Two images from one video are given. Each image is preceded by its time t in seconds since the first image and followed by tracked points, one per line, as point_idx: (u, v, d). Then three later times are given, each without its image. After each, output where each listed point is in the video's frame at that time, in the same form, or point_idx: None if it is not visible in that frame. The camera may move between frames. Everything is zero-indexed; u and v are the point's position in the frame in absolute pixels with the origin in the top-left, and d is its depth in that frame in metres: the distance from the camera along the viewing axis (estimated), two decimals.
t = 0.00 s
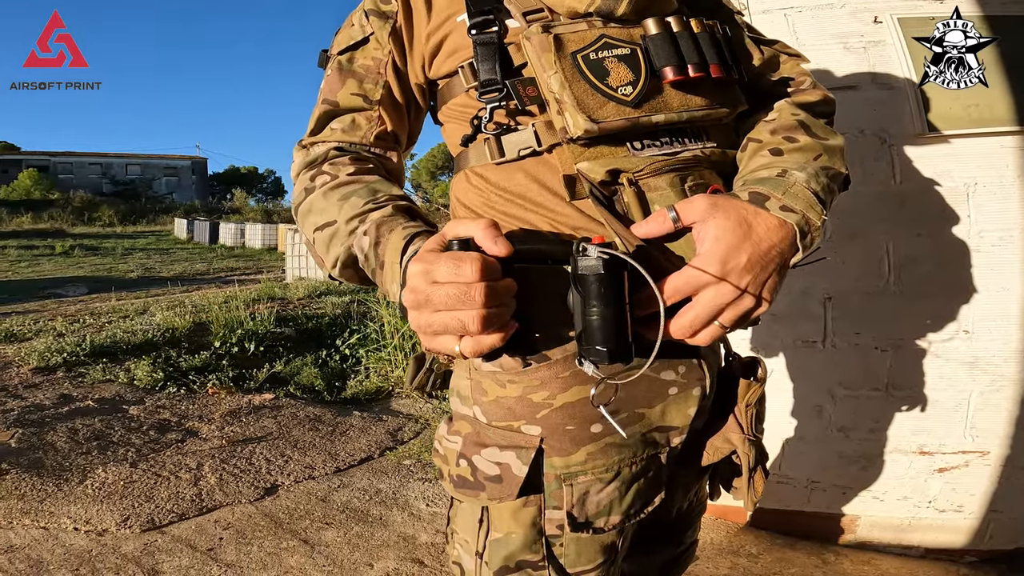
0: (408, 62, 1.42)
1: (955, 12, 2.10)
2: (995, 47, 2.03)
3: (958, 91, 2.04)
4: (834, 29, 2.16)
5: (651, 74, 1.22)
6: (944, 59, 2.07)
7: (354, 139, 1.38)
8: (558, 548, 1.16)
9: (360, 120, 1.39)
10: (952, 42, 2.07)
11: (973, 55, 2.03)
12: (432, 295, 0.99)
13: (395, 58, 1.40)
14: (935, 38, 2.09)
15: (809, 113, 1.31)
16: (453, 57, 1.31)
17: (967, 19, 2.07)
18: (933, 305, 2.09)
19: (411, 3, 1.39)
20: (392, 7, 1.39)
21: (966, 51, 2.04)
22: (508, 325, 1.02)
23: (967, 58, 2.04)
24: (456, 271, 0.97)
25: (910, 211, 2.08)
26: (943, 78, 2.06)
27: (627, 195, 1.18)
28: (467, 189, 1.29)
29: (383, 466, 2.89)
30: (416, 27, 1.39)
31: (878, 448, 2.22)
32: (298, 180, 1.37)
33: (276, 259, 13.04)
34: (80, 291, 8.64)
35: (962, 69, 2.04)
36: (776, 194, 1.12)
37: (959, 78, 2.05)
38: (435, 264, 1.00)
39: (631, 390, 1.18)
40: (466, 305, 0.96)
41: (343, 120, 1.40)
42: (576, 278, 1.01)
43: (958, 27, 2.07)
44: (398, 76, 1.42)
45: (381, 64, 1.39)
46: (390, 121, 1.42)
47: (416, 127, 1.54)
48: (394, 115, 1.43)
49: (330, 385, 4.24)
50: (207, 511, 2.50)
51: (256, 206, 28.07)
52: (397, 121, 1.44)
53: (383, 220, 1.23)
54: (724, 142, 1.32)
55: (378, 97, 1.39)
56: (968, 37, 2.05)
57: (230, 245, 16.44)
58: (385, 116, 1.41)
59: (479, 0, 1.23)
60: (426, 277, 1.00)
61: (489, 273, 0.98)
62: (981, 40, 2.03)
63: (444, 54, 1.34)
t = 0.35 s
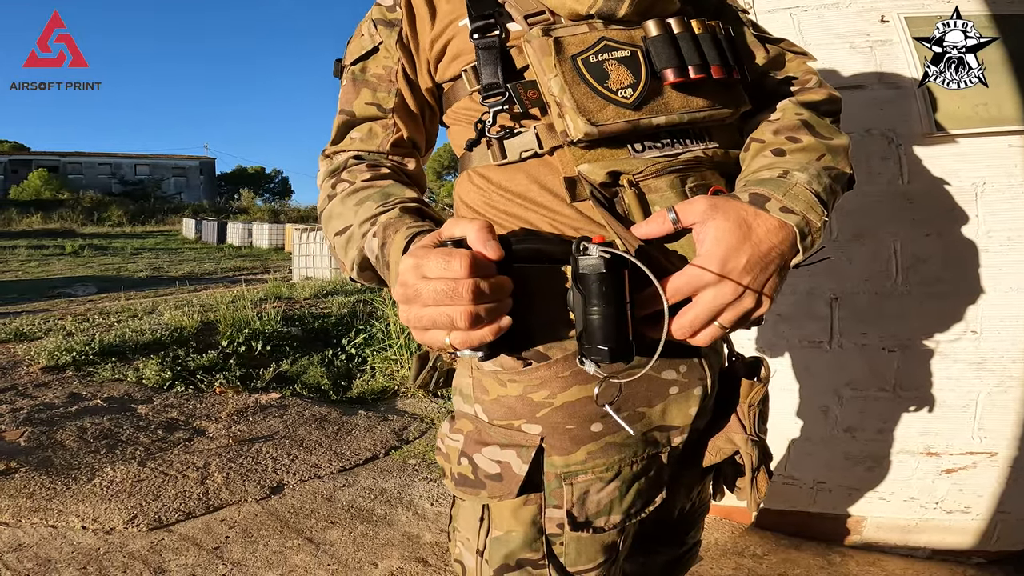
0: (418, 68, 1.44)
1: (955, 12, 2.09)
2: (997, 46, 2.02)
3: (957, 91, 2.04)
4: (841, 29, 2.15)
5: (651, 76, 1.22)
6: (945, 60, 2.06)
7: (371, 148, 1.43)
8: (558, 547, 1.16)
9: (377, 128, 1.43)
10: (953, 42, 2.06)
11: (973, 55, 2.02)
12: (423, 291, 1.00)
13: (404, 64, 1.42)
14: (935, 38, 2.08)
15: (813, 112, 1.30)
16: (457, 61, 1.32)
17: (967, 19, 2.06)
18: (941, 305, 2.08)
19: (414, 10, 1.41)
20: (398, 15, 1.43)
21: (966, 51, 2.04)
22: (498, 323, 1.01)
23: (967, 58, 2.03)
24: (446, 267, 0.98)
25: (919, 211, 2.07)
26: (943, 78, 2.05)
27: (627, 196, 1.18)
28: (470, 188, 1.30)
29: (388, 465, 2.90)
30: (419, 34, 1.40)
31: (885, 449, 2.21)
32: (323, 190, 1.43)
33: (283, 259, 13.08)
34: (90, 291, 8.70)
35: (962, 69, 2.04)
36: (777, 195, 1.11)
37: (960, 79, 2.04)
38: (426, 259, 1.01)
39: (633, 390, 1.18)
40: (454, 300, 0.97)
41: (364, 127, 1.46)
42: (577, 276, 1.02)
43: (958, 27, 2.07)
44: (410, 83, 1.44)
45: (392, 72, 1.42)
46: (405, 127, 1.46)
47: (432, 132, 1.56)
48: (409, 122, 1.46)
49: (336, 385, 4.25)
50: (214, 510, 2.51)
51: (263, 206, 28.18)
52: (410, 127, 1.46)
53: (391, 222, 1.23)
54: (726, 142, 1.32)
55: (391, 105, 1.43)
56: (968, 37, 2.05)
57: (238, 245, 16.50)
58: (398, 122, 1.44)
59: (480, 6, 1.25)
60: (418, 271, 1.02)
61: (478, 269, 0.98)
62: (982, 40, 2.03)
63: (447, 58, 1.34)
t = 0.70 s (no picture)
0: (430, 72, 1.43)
1: (954, 12, 2.09)
2: (994, 49, 2.01)
3: (957, 91, 2.04)
4: (850, 29, 2.14)
5: (658, 78, 1.22)
6: (944, 60, 2.05)
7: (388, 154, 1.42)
8: (566, 547, 1.16)
9: (392, 138, 1.42)
10: (952, 42, 2.05)
11: (973, 55, 2.02)
12: (431, 306, 1.00)
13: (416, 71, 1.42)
14: (934, 38, 2.07)
15: (823, 112, 1.29)
16: (465, 66, 1.33)
17: (967, 19, 2.06)
18: (950, 306, 2.07)
19: (422, 17, 1.41)
20: (407, 24, 1.42)
21: (966, 51, 2.03)
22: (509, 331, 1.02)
23: (967, 58, 2.03)
24: (454, 282, 0.98)
25: (929, 211, 2.06)
26: (942, 78, 2.05)
27: (634, 199, 1.18)
28: (480, 191, 1.31)
29: (395, 464, 2.91)
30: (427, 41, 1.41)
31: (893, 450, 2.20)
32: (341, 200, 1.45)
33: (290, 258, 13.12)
34: (98, 290, 8.75)
35: (962, 70, 2.03)
36: (783, 197, 1.11)
37: (959, 79, 2.04)
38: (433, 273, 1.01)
39: (641, 390, 1.18)
40: (465, 316, 0.97)
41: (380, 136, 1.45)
42: (584, 283, 1.02)
43: (958, 27, 2.06)
44: (423, 89, 1.44)
45: (405, 79, 1.42)
46: (422, 137, 1.45)
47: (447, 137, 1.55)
48: (425, 131, 1.45)
49: (343, 384, 4.27)
50: (222, 509, 2.52)
51: (270, 206, 28.27)
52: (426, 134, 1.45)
53: (398, 229, 1.24)
54: (734, 143, 1.32)
55: (406, 113, 1.42)
56: (968, 37, 2.04)
57: (245, 245, 16.56)
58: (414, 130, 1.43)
59: (486, 11, 1.24)
60: (425, 287, 1.02)
61: (487, 284, 0.98)
62: (982, 40, 2.02)
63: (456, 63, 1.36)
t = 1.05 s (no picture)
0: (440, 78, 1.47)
1: (954, 12, 2.09)
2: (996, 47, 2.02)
3: (957, 91, 2.04)
4: (855, 31, 2.14)
5: (658, 86, 1.23)
6: (944, 59, 2.06)
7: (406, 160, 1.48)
8: (565, 547, 1.17)
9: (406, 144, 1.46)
10: (952, 42, 2.06)
11: (973, 55, 2.03)
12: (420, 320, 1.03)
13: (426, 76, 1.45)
14: (935, 38, 2.08)
15: (824, 118, 1.30)
16: (469, 75, 1.35)
17: (967, 19, 2.06)
18: (954, 308, 2.08)
19: (428, 22, 1.42)
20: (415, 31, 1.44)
21: (966, 51, 2.04)
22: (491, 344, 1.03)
23: (967, 58, 2.04)
24: (435, 298, 1.00)
25: (933, 214, 2.06)
26: (942, 78, 2.06)
27: (634, 205, 1.19)
28: (486, 197, 1.34)
29: (401, 465, 2.93)
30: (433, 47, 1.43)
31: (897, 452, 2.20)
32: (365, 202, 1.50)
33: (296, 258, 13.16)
34: (106, 290, 8.79)
35: (962, 69, 2.04)
36: (781, 204, 1.11)
37: (959, 79, 2.05)
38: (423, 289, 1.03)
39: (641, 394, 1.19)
40: (448, 331, 1.00)
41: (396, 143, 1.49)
42: (583, 289, 1.04)
43: (958, 27, 2.07)
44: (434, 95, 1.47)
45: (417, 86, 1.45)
46: (437, 142, 1.48)
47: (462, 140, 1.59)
48: (438, 137, 1.49)
49: (349, 384, 4.29)
50: (230, 509, 2.55)
51: (276, 206, 28.35)
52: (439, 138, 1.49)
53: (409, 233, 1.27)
54: (735, 150, 1.33)
55: (420, 119, 1.46)
56: (968, 37, 2.05)
57: (251, 245, 16.62)
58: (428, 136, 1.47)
59: (490, 20, 1.26)
60: (411, 302, 1.05)
61: (469, 297, 1.00)
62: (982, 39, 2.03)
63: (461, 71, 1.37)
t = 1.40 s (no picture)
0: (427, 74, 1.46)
1: (955, 12, 2.10)
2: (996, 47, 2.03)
3: (957, 90, 2.05)
4: (860, 33, 2.14)
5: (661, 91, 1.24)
6: (945, 60, 2.07)
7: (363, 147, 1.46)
8: (567, 544, 1.19)
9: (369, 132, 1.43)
10: (952, 42, 2.07)
11: (973, 55, 2.04)
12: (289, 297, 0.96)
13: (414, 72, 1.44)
14: (935, 38, 2.09)
15: (823, 123, 1.31)
16: (473, 75, 1.35)
17: (967, 19, 2.07)
18: (960, 310, 2.07)
19: (433, 20, 1.42)
20: (417, 26, 1.43)
21: (966, 51, 2.05)
22: (331, 320, 0.82)
23: (967, 58, 2.05)
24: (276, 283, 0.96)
25: (939, 215, 2.06)
26: (942, 78, 2.07)
27: (637, 208, 1.20)
28: (490, 202, 1.34)
29: (405, 464, 2.95)
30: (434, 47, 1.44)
31: (901, 453, 2.20)
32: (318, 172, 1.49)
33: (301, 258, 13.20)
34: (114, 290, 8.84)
35: (962, 69, 2.05)
36: (779, 206, 1.12)
37: (960, 79, 2.06)
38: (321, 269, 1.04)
39: (643, 395, 1.20)
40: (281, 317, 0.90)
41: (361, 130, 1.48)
42: (585, 291, 1.06)
43: (958, 27, 2.08)
44: (415, 88, 1.45)
45: (399, 78, 1.44)
46: (401, 139, 1.45)
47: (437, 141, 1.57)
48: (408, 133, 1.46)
49: (354, 384, 4.31)
50: (236, 507, 2.56)
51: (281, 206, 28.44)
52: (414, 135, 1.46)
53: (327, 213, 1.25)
54: (736, 155, 1.33)
55: (391, 112, 1.44)
56: (967, 38, 2.06)
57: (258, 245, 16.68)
58: (397, 131, 1.45)
59: (498, 23, 1.24)
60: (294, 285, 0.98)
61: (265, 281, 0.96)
62: (981, 40, 2.04)
63: (465, 74, 1.38)
